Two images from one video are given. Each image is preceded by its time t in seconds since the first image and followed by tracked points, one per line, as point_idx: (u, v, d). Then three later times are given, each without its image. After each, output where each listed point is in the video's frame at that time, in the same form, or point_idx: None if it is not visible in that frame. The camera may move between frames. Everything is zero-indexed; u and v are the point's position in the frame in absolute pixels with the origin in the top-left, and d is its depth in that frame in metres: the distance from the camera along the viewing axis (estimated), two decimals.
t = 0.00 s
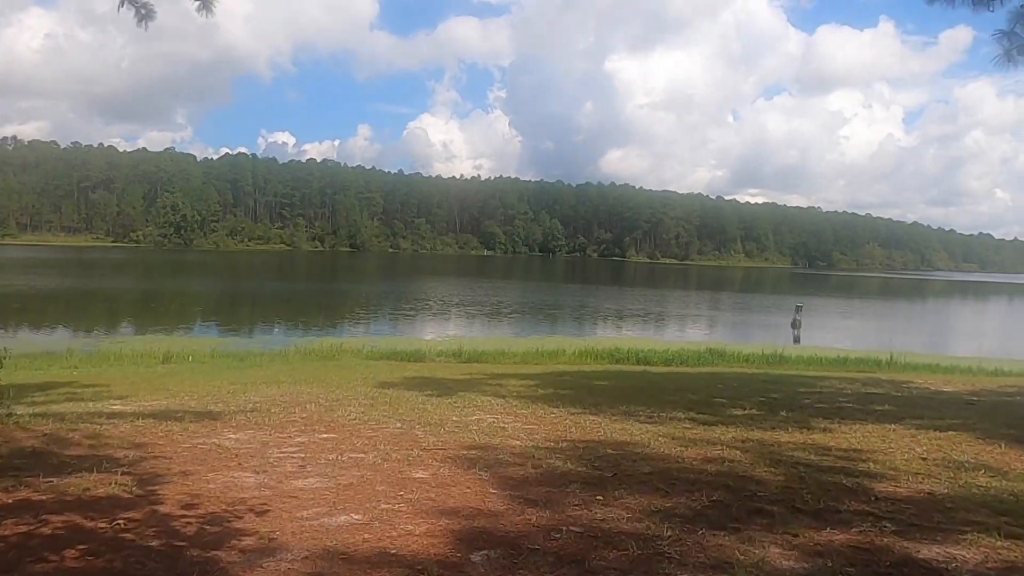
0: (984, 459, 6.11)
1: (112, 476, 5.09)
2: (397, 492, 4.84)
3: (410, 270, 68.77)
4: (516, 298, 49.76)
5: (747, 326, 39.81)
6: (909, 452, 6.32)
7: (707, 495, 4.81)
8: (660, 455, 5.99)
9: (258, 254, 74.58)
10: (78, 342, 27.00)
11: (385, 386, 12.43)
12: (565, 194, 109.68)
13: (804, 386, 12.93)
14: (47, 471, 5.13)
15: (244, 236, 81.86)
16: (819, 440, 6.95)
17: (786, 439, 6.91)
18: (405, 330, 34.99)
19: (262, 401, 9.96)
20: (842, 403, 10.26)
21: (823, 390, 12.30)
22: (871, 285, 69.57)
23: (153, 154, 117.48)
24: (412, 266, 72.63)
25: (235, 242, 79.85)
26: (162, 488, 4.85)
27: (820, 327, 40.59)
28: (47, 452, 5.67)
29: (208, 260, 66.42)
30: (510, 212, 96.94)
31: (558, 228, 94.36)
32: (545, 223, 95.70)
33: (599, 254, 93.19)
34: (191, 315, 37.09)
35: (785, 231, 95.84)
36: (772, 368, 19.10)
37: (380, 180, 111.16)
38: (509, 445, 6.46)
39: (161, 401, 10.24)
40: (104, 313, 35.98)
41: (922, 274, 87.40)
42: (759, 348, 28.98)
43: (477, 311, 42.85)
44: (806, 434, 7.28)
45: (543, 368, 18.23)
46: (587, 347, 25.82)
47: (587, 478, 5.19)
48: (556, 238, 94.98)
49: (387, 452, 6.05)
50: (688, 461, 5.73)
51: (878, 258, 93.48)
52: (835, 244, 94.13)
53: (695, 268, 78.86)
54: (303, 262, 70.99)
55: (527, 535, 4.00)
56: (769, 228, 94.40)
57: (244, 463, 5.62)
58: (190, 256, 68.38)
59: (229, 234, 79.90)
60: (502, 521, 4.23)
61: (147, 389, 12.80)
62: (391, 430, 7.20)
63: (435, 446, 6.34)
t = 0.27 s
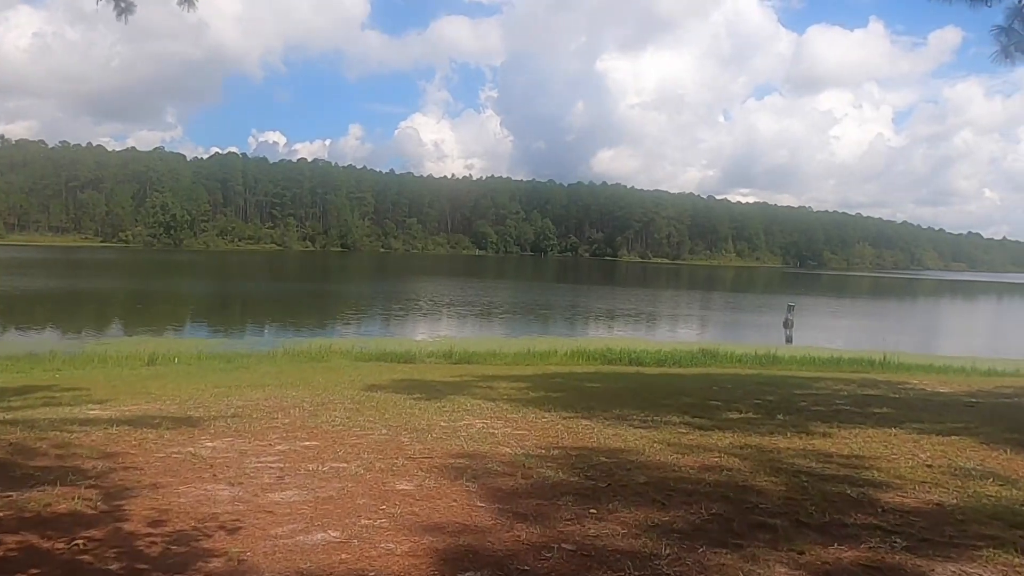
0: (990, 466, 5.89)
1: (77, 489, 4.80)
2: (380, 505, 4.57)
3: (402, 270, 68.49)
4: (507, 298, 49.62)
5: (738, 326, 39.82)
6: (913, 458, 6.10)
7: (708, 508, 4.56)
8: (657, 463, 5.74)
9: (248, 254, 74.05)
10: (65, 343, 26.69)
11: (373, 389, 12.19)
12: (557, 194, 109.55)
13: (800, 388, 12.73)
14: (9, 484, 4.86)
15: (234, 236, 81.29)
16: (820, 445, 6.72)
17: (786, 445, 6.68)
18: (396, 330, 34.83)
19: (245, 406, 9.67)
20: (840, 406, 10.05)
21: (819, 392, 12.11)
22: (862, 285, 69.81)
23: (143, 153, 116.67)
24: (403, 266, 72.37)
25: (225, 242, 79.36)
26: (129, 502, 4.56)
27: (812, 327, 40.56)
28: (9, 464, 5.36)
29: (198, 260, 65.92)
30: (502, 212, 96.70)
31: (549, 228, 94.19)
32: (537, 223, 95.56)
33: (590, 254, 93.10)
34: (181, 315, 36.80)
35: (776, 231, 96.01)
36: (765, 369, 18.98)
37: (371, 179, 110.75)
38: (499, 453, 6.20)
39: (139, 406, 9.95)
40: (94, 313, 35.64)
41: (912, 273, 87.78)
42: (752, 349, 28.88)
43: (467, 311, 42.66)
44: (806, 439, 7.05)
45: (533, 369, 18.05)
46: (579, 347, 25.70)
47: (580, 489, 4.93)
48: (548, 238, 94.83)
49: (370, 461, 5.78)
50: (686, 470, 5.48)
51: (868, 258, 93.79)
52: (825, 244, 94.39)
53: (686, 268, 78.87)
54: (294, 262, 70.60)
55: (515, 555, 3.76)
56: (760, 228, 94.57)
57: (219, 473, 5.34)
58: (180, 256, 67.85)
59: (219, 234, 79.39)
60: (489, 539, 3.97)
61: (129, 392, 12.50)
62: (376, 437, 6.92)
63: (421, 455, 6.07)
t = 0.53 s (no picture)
0: (1004, 466, 5.64)
1: (39, 496, 4.48)
2: (362, 511, 4.27)
3: (394, 267, 67.97)
4: (500, 295, 49.14)
5: (731, 322, 39.60)
6: (923, 458, 5.83)
7: (712, 513, 4.29)
8: (657, 464, 5.46)
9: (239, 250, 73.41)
10: (49, 340, 26.16)
11: (362, 387, 11.87)
12: (548, 191, 109.25)
13: (798, 384, 12.49)
14: None
15: (224, 233, 80.58)
16: (824, 444, 6.46)
17: (789, 444, 6.42)
18: (388, 327, 34.39)
19: (228, 404, 9.34)
20: (839, 402, 9.81)
21: (818, 389, 11.86)
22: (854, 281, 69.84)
23: (132, 149, 115.61)
24: (395, 262, 71.87)
25: (215, 239, 78.72)
26: (93, 509, 4.24)
27: (805, 324, 40.36)
28: None
29: (188, 257, 65.22)
30: (494, 209, 96.31)
31: (542, 224, 93.90)
32: (529, 220, 95.24)
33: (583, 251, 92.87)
34: (169, 313, 36.25)
35: (767, 227, 96.07)
36: (760, 366, 18.71)
37: (362, 176, 110.19)
38: (490, 454, 5.90)
39: (119, 404, 9.61)
40: (82, 310, 35.04)
41: (903, 270, 87.96)
42: (746, 346, 28.60)
43: (459, 308, 42.20)
44: (809, 438, 6.78)
45: (527, 366, 17.65)
46: (571, 344, 25.37)
47: (576, 494, 4.64)
48: (540, 235, 94.52)
49: (354, 463, 5.47)
50: (687, 472, 5.20)
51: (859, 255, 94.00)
52: (817, 241, 94.55)
53: (679, 265, 78.79)
54: (285, 259, 69.99)
55: (506, 565, 3.48)
56: (752, 225, 94.59)
57: (194, 477, 5.03)
58: (170, 253, 67.13)
59: (209, 231, 78.70)
60: (480, 548, 3.69)
61: (110, 390, 12.13)
62: (362, 437, 6.61)
63: (409, 456, 5.77)
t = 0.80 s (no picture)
0: (1016, 481, 5.37)
1: None
2: (337, 536, 3.97)
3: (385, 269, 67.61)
4: (492, 297, 48.89)
5: (723, 324, 39.46)
6: (930, 471, 5.58)
7: (712, 535, 4.01)
8: (653, 481, 5.17)
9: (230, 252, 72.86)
10: (34, 342, 25.74)
11: (349, 392, 11.56)
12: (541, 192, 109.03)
13: (794, 390, 12.24)
14: None
15: (215, 234, 79.99)
16: (827, 457, 6.18)
17: (792, 455, 6.16)
18: (380, 329, 34.07)
19: (209, 411, 9.02)
20: (840, 409, 9.55)
21: (814, 394, 11.62)
22: (846, 283, 69.89)
23: (122, 150, 114.79)
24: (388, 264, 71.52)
25: (206, 240, 78.16)
26: (48, 534, 3.94)
27: (797, 325, 40.20)
28: None
29: (178, 259, 64.64)
30: (487, 210, 96.03)
31: (534, 226, 93.69)
32: (522, 221, 94.99)
33: (576, 252, 92.70)
34: (158, 314, 35.81)
35: (759, 229, 96.15)
36: (754, 370, 18.42)
37: (354, 177, 109.73)
38: (476, 468, 5.60)
39: (95, 413, 9.27)
40: (69, 312, 34.50)
41: (894, 272, 88.19)
42: (741, 348, 28.29)
43: (451, 310, 41.95)
44: (812, 450, 6.50)
45: (519, 370, 17.36)
46: (563, 347, 25.10)
47: (567, 513, 4.36)
48: (533, 236, 94.31)
49: (332, 480, 5.16)
50: (685, 489, 4.92)
51: (851, 257, 94.21)
52: (808, 243, 94.75)
53: (671, 267, 78.70)
54: (277, 260, 69.53)
55: None
56: (744, 227, 94.66)
57: (160, 496, 4.71)
58: (160, 254, 66.55)
59: (200, 232, 78.14)
60: None
61: (88, 397, 11.76)
62: (343, 449, 6.30)
63: (392, 471, 5.49)
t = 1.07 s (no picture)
0: None
1: None
2: (303, 549, 3.67)
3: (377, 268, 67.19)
4: (485, 297, 48.54)
5: (715, 324, 39.27)
6: (934, 475, 5.34)
7: (706, 546, 3.75)
8: (645, 486, 4.91)
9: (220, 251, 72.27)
10: (19, 342, 25.30)
11: (332, 393, 11.25)
12: (533, 192, 108.80)
13: (789, 390, 12.01)
14: None
15: (205, 233, 79.36)
16: (827, 460, 5.92)
17: (788, 458, 5.91)
18: (371, 329, 33.63)
19: (186, 413, 8.72)
20: (837, 410, 9.31)
21: (809, 394, 11.37)
22: (837, 283, 69.93)
23: (111, 148, 113.92)
24: (380, 263, 71.13)
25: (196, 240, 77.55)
26: None
27: (790, 325, 40.04)
28: None
29: (168, 258, 64.03)
30: (479, 209, 95.69)
31: (527, 225, 93.45)
32: (514, 220, 94.72)
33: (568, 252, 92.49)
34: (148, 314, 35.36)
35: (751, 229, 96.20)
36: (748, 370, 18.20)
37: (346, 176, 109.18)
38: (458, 473, 5.32)
39: (67, 414, 8.96)
40: (55, 311, 34.03)
41: (886, 271, 88.39)
42: (734, 347, 28.09)
43: (443, 309, 41.60)
44: (810, 452, 6.24)
45: (511, 370, 17.03)
46: (555, 346, 24.82)
47: (552, 523, 4.07)
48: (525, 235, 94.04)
49: (304, 486, 4.87)
50: (679, 496, 4.65)
51: (842, 257, 94.36)
52: (800, 243, 94.87)
53: (663, 267, 78.59)
54: (268, 259, 69.02)
55: None
56: (736, 227, 94.70)
57: (118, 505, 4.41)
58: (150, 253, 65.92)
59: (190, 231, 77.55)
60: None
61: (64, 398, 11.44)
62: (319, 453, 6.01)
63: (369, 475, 5.20)
